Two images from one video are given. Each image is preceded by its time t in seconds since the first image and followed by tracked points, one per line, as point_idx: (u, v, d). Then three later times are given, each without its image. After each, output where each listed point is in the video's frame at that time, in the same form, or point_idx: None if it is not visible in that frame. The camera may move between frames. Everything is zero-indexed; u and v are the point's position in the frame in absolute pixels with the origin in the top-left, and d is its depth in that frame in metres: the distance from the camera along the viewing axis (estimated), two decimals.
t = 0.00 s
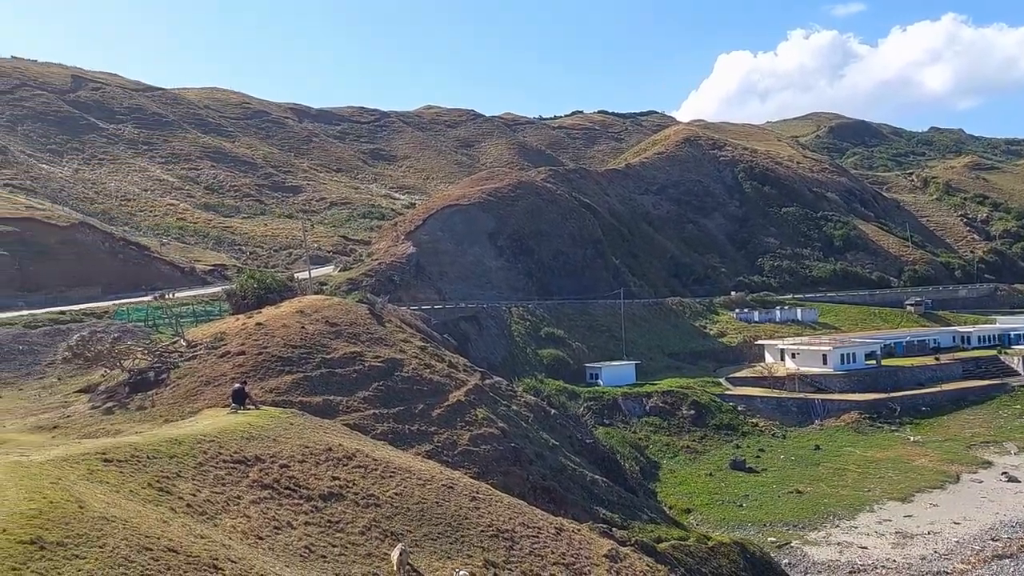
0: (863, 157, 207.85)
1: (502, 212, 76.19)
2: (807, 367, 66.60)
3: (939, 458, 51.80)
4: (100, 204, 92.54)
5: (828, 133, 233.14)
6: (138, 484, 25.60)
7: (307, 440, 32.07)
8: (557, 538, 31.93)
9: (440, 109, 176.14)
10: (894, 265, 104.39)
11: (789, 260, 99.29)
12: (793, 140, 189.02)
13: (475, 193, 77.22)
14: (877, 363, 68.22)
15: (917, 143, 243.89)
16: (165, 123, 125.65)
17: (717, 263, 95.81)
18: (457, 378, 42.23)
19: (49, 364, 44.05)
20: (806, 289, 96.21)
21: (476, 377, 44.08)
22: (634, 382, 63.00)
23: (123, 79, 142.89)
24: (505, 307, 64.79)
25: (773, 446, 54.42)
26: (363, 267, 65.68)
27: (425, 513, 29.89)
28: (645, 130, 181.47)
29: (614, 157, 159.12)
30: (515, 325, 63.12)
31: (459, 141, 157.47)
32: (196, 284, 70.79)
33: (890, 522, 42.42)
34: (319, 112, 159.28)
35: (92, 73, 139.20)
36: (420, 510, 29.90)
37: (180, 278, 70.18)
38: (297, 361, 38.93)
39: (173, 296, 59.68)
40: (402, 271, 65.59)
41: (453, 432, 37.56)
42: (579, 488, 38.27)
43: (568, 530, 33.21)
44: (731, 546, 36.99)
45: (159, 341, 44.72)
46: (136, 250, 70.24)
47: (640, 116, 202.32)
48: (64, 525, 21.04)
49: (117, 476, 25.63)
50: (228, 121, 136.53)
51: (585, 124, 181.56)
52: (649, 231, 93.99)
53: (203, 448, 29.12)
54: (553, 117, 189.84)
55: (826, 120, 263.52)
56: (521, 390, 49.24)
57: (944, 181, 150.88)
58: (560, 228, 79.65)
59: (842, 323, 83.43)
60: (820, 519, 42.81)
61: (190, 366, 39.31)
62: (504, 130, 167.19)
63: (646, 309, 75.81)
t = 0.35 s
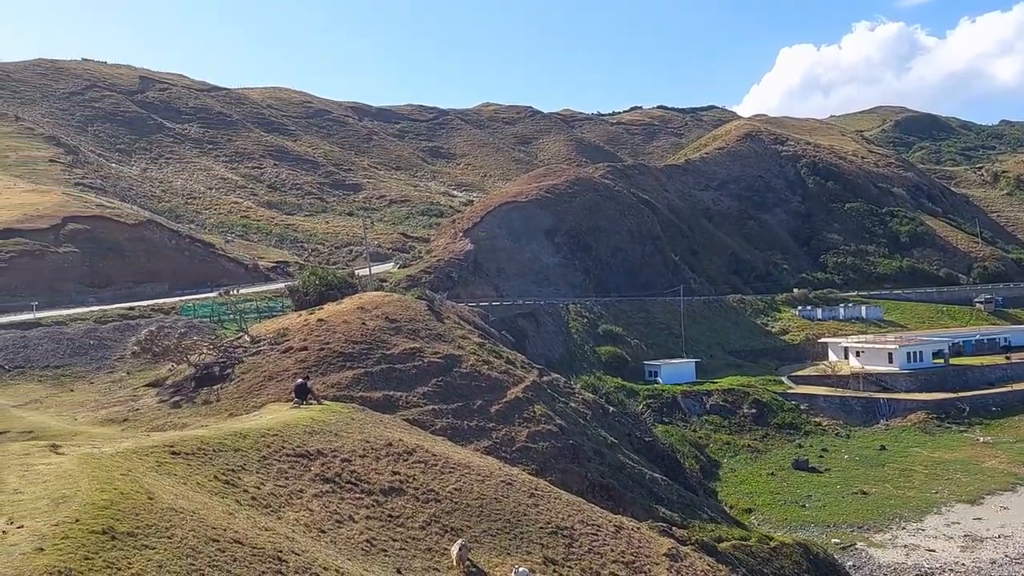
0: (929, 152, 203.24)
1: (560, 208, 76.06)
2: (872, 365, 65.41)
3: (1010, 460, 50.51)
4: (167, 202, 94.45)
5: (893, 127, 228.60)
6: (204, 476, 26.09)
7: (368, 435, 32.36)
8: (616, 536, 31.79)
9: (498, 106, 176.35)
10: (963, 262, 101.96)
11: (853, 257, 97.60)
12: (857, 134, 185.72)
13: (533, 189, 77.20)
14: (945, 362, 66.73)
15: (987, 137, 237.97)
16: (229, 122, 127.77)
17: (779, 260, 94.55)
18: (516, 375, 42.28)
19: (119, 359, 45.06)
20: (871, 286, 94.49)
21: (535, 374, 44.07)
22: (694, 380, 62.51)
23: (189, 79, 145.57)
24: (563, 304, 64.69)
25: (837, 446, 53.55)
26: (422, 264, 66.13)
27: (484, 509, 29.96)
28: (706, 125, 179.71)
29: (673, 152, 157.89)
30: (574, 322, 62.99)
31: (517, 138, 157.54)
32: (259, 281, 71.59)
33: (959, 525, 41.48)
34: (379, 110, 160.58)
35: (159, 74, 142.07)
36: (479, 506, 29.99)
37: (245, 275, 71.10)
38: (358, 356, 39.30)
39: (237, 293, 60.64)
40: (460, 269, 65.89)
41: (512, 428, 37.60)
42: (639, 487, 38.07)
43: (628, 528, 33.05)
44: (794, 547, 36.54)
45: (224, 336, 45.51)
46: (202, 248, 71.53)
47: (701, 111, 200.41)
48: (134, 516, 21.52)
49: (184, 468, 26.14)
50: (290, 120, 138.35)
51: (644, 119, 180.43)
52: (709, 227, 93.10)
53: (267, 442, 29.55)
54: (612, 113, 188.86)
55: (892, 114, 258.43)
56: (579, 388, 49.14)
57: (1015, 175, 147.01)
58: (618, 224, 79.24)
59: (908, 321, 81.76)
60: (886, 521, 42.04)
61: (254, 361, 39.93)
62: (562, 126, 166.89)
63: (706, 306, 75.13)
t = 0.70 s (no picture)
0: (1001, 145, 197.99)
1: (619, 204, 75.68)
2: (939, 363, 63.96)
3: None
4: (231, 200, 96.06)
5: (963, 121, 223.33)
6: (269, 470, 26.51)
7: (428, 431, 32.57)
8: (677, 535, 31.56)
9: (558, 103, 176.05)
10: None
11: (920, 253, 95.55)
12: (924, 127, 181.74)
13: (591, 185, 76.95)
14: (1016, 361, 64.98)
15: None
16: (292, 121, 129.55)
17: (843, 256, 92.96)
18: (575, 372, 42.20)
19: (186, 354, 45.94)
20: (939, 282, 92.44)
21: (594, 371, 43.94)
22: (756, 378, 61.79)
23: (253, 79, 147.90)
24: (622, 301, 64.39)
25: (903, 446, 52.49)
26: (481, 261, 66.36)
27: (543, 505, 29.97)
28: (768, 119, 177.39)
29: (735, 147, 156.13)
30: (633, 319, 62.66)
31: (576, 134, 157.15)
32: (322, 278, 72.69)
33: None
34: (439, 108, 161.43)
35: (224, 75, 144.52)
36: (538, 502, 30.00)
37: (308, 271, 72.17)
38: (417, 352, 39.57)
39: (301, 289, 61.42)
40: (518, 266, 65.99)
41: (571, 425, 37.52)
42: (700, 485, 37.76)
43: (688, 526, 32.78)
44: (858, 548, 35.97)
45: (287, 332, 46.17)
46: (267, 246, 72.64)
47: (762, 106, 197.89)
48: (202, 507, 21.95)
49: (250, 461, 26.61)
50: (351, 119, 139.81)
51: (705, 114, 178.75)
52: (771, 223, 91.89)
53: (329, 436, 29.91)
54: (672, 108, 187.39)
55: (960, 107, 252.51)
56: (639, 385, 48.88)
57: None
58: (678, 220, 78.57)
59: (978, 318, 79.80)
60: (954, 523, 41.12)
61: (317, 357, 40.45)
62: (621, 122, 166.10)
63: (768, 303, 74.16)
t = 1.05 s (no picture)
0: None
1: (680, 199, 74.98)
2: (1012, 362, 62.39)
3: None
4: (295, 196, 97.38)
5: None
6: (332, 462, 26.84)
7: (488, 425, 32.67)
8: (740, 533, 31.24)
9: (618, 97, 175.06)
10: None
11: (992, 248, 93.17)
12: (996, 118, 177.11)
13: (653, 180, 76.36)
14: None
15: None
16: (353, 118, 130.84)
17: (912, 251, 91.03)
18: (635, 368, 41.96)
19: (252, 347, 46.72)
20: (1012, 278, 90.07)
21: (655, 367, 43.67)
22: (820, 375, 60.87)
23: (316, 77, 149.63)
24: (684, 297, 63.84)
25: (974, 446, 51.28)
26: (541, 256, 66.36)
27: (604, 501, 29.89)
28: (833, 112, 174.34)
29: (799, 140, 153.75)
30: (694, 315, 62.09)
31: (637, 129, 156.19)
32: (384, 273, 73.30)
33: None
34: (499, 104, 161.64)
35: (287, 73, 146.48)
36: (599, 498, 29.92)
37: (370, 267, 72.84)
38: (477, 347, 39.71)
39: (363, 284, 62.05)
40: (578, 262, 65.81)
41: (632, 422, 37.36)
42: (763, 484, 37.34)
43: (752, 525, 32.43)
44: (927, 549, 35.29)
45: (350, 326, 46.67)
46: (330, 241, 73.52)
47: (827, 98, 194.55)
48: (268, 498, 22.31)
49: (314, 453, 26.97)
50: (412, 115, 140.68)
51: (768, 107, 176.32)
52: (837, 217, 90.31)
53: (391, 429, 30.16)
54: (734, 101, 185.19)
55: None
56: (701, 382, 48.42)
57: None
58: (742, 214, 77.53)
59: None
60: None
61: (379, 351, 40.81)
62: (683, 116, 164.63)
63: (833, 299, 72.94)
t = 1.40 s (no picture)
0: None
1: (746, 193, 73.98)
2: None
3: None
4: (360, 193, 98.43)
5: None
6: (398, 455, 27.08)
7: (552, 420, 32.66)
8: (808, 532, 30.77)
9: (682, 90, 173.37)
10: None
11: None
12: None
13: (718, 173, 75.46)
14: None
15: None
16: (417, 114, 131.71)
17: (986, 245, 88.67)
18: (700, 364, 41.56)
19: (318, 342, 47.34)
20: None
21: (720, 363, 43.21)
22: (891, 372, 59.65)
23: (380, 74, 150.94)
24: (749, 292, 63.02)
25: None
26: (604, 251, 66.11)
27: (669, 497, 29.67)
28: (904, 102, 170.46)
29: (868, 132, 150.70)
30: (760, 310, 61.26)
31: (701, 122, 154.57)
32: (447, 268, 73.65)
33: None
34: (561, 98, 161.26)
35: (352, 70, 148.04)
36: (664, 495, 29.72)
37: (433, 262, 73.26)
38: (540, 342, 39.69)
39: (426, 279, 62.46)
40: (641, 257, 65.49)
41: (697, 418, 37.02)
42: (832, 482, 36.76)
43: (820, 523, 31.93)
44: (1003, 551, 34.43)
45: (414, 321, 47.02)
46: (394, 237, 74.14)
47: (898, 88, 190.31)
48: (335, 490, 22.59)
49: (380, 446, 27.23)
50: (474, 111, 141.10)
51: (835, 98, 173.08)
52: (908, 210, 88.30)
53: (455, 423, 30.31)
54: (801, 93, 182.21)
55: None
56: (767, 378, 47.77)
57: None
58: (810, 208, 76.18)
59: None
60: None
61: (443, 345, 41.01)
62: (748, 108, 162.46)
63: (904, 294, 71.36)
